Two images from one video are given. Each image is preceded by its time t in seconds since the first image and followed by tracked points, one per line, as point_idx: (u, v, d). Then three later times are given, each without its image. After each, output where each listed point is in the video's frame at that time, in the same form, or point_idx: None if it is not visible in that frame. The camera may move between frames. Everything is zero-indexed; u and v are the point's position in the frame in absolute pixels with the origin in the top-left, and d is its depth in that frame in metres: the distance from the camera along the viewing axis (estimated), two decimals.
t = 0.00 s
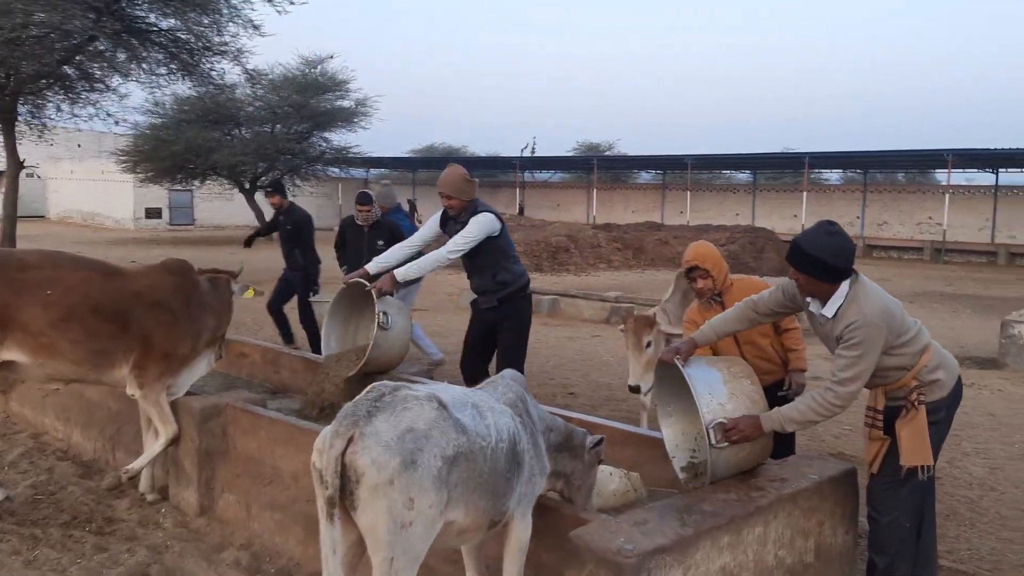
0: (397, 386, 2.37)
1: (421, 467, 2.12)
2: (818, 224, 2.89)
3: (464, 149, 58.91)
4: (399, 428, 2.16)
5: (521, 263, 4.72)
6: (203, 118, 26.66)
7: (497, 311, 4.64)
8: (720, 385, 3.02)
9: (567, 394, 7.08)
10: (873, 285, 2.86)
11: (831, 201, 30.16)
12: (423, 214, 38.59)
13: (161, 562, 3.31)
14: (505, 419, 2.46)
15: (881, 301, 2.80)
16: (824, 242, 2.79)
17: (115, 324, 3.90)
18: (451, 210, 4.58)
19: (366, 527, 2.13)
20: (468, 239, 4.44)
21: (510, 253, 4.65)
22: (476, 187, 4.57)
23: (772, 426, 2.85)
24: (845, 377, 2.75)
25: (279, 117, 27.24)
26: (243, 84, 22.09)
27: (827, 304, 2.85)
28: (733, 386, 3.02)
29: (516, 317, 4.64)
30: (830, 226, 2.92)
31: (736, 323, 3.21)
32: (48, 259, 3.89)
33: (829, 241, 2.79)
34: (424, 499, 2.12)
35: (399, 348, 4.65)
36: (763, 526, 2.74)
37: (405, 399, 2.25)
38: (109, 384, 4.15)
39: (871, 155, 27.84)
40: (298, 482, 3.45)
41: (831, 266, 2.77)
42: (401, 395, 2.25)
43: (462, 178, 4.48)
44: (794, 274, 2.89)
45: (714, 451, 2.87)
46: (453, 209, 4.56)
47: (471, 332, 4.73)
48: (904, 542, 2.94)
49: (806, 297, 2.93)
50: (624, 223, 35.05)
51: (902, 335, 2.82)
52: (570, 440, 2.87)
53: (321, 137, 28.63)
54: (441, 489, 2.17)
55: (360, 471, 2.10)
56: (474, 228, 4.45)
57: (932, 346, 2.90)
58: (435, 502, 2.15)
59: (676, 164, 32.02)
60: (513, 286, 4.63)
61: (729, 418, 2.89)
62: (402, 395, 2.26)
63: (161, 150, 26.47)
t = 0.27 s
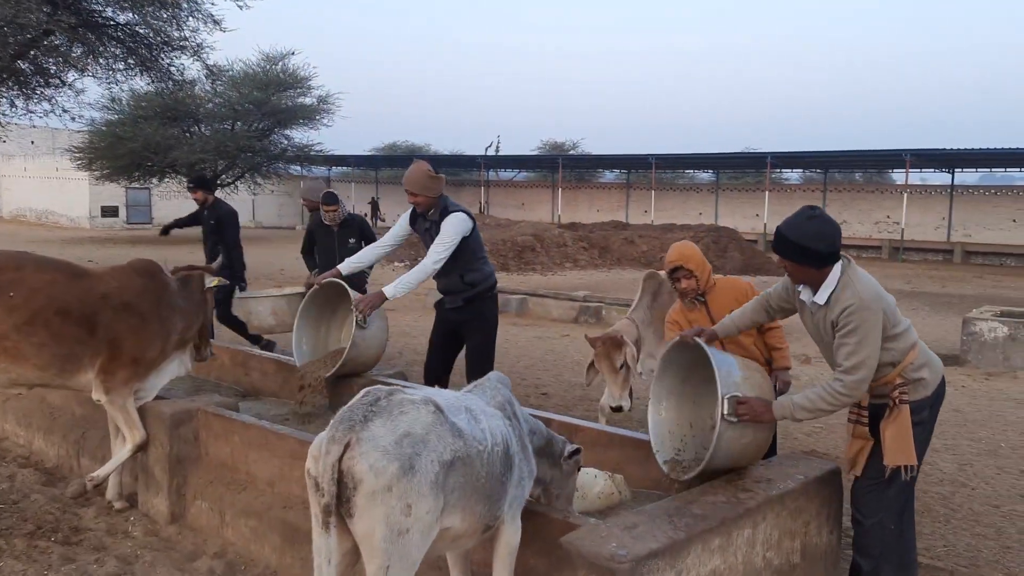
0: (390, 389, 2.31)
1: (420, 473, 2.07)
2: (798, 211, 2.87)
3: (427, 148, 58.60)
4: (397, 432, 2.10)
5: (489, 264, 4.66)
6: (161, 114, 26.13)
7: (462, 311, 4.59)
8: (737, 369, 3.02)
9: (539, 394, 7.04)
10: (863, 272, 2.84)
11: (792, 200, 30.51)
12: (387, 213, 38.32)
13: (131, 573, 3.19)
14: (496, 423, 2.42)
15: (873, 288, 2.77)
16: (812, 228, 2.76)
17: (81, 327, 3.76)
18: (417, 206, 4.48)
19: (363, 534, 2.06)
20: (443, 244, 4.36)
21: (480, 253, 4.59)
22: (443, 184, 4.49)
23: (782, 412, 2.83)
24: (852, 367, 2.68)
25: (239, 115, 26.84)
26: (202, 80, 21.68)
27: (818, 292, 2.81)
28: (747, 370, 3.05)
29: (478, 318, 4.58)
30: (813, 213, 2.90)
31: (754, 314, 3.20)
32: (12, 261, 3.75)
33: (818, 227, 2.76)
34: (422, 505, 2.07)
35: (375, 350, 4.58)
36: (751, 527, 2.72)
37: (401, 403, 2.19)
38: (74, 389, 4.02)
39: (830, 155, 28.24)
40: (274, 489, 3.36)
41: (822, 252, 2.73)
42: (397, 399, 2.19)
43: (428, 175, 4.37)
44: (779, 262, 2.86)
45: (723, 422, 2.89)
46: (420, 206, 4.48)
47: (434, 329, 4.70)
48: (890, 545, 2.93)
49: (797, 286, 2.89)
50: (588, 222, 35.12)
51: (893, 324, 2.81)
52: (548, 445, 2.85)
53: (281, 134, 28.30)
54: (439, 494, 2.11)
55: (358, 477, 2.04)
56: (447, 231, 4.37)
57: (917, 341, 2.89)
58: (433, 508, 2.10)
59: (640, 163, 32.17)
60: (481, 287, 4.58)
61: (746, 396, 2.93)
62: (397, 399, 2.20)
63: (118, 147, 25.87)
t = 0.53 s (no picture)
0: (396, 390, 2.23)
1: (431, 477, 1.99)
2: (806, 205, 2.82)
3: (417, 147, 58.37)
4: (407, 435, 2.02)
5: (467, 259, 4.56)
6: (147, 113, 25.90)
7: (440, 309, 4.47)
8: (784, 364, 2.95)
9: (533, 394, 6.97)
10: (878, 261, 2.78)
11: (782, 199, 30.50)
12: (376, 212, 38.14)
13: None
14: (502, 424, 2.36)
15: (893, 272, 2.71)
16: (827, 214, 2.70)
17: (69, 327, 3.68)
18: (390, 204, 4.33)
19: (372, 543, 1.98)
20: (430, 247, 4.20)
21: (456, 249, 4.48)
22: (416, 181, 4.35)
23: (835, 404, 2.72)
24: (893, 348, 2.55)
25: (227, 114, 26.67)
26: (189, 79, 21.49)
27: (837, 283, 2.74)
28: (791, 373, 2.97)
29: (458, 310, 4.47)
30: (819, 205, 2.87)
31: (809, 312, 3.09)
32: None
33: (832, 213, 2.70)
34: (433, 510, 1.99)
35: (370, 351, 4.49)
36: (761, 532, 2.66)
37: (409, 405, 2.12)
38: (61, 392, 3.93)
39: (820, 153, 28.23)
40: (268, 493, 3.29)
41: (839, 238, 2.68)
42: (405, 401, 2.12)
43: (396, 172, 4.21)
44: (796, 254, 2.80)
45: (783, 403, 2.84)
46: (393, 203, 4.32)
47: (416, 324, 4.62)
48: (903, 550, 2.86)
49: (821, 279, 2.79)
50: (578, 221, 35.02)
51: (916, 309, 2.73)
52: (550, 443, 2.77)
53: (269, 134, 28.14)
54: (450, 499, 2.04)
55: (369, 483, 1.95)
56: (429, 231, 4.24)
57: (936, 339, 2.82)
58: (443, 513, 2.03)
59: (630, 161, 32.10)
60: (458, 283, 4.47)
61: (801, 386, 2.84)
62: (404, 401, 2.13)
63: (104, 146, 25.60)
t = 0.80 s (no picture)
0: (401, 402, 2.17)
1: (439, 492, 1.93)
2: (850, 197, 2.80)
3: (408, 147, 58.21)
4: (415, 448, 1.96)
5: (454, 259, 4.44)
6: (137, 113, 25.71)
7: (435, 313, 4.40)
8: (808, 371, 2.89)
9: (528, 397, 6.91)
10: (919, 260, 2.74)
11: (773, 198, 30.49)
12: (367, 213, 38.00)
13: None
14: (509, 435, 2.29)
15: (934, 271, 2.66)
16: (871, 207, 2.67)
17: (55, 335, 3.60)
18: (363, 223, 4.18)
19: (378, 560, 1.91)
20: (419, 255, 4.08)
21: (442, 249, 4.36)
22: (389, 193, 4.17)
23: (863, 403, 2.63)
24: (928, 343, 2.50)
25: (218, 114, 26.55)
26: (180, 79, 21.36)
27: (876, 276, 2.69)
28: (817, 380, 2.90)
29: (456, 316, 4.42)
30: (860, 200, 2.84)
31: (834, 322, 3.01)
32: None
33: (874, 207, 2.67)
34: (441, 527, 1.93)
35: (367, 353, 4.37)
36: (771, 544, 2.60)
37: (416, 418, 2.05)
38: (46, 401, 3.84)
39: (812, 151, 28.23)
40: (263, 504, 3.21)
41: (882, 230, 2.64)
42: (412, 414, 2.05)
43: (370, 190, 4.05)
44: (837, 246, 2.76)
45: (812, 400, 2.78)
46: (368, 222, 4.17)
47: (406, 329, 4.55)
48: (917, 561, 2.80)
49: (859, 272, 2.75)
50: (570, 220, 34.95)
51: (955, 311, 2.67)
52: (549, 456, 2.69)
53: (260, 134, 28.00)
54: (458, 515, 1.97)
55: (375, 500, 1.88)
56: (411, 237, 4.10)
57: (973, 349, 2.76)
58: (452, 530, 1.96)
59: (622, 160, 32.04)
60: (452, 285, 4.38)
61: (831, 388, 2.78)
62: (411, 413, 2.06)
63: (93, 147, 25.41)
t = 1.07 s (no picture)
0: (415, 407, 2.15)
1: (455, 498, 1.91)
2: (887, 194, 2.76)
3: (403, 148, 58.13)
4: (431, 454, 1.94)
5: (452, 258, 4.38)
6: (131, 113, 25.60)
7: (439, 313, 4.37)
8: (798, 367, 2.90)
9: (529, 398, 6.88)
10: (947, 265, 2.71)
11: (768, 197, 30.52)
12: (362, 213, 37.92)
13: None
14: (522, 440, 2.27)
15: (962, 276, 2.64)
16: (906, 206, 2.64)
17: (52, 338, 3.60)
18: (358, 237, 4.11)
19: (393, 568, 1.89)
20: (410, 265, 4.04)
21: (440, 253, 4.31)
22: (380, 206, 4.11)
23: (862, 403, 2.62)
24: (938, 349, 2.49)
25: (211, 114, 26.49)
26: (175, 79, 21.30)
27: (904, 277, 2.67)
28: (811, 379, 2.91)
29: (463, 315, 4.41)
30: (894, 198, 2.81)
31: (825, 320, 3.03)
32: None
33: (909, 206, 2.64)
34: (457, 534, 1.91)
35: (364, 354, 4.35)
36: (783, 548, 2.58)
37: (430, 423, 2.04)
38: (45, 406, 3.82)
39: (806, 151, 28.27)
40: (266, 508, 3.19)
41: (915, 229, 2.61)
42: (426, 419, 2.03)
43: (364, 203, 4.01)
44: (868, 242, 2.73)
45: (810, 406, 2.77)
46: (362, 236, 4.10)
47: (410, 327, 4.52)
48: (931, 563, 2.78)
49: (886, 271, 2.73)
50: (565, 220, 34.92)
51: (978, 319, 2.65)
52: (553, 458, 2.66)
53: (254, 134, 27.93)
54: (473, 521, 1.95)
55: (391, 507, 1.86)
56: (404, 246, 4.06)
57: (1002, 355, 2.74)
58: (467, 536, 1.94)
59: (617, 160, 32.03)
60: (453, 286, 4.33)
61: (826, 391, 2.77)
62: (426, 419, 2.04)
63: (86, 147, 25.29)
